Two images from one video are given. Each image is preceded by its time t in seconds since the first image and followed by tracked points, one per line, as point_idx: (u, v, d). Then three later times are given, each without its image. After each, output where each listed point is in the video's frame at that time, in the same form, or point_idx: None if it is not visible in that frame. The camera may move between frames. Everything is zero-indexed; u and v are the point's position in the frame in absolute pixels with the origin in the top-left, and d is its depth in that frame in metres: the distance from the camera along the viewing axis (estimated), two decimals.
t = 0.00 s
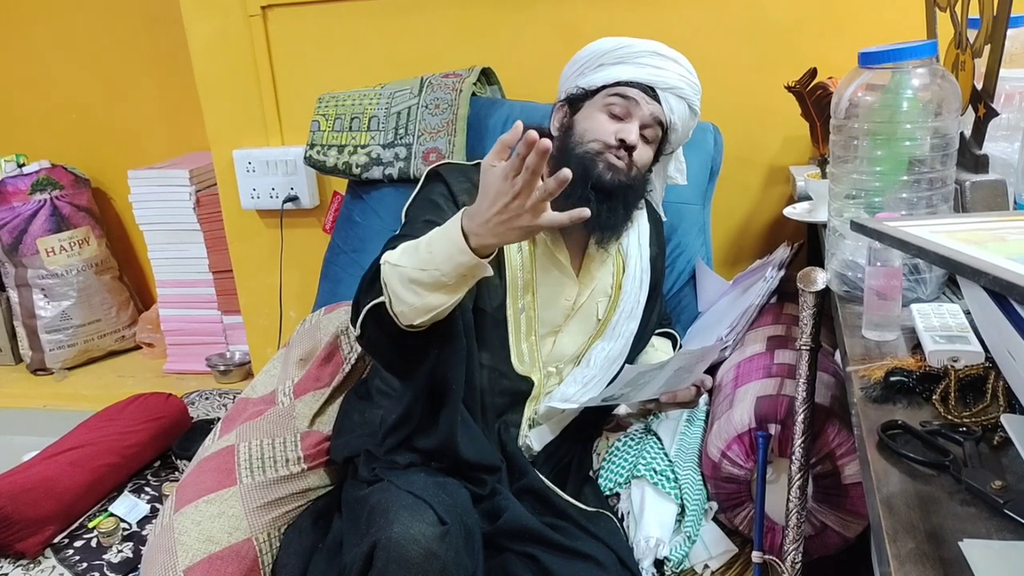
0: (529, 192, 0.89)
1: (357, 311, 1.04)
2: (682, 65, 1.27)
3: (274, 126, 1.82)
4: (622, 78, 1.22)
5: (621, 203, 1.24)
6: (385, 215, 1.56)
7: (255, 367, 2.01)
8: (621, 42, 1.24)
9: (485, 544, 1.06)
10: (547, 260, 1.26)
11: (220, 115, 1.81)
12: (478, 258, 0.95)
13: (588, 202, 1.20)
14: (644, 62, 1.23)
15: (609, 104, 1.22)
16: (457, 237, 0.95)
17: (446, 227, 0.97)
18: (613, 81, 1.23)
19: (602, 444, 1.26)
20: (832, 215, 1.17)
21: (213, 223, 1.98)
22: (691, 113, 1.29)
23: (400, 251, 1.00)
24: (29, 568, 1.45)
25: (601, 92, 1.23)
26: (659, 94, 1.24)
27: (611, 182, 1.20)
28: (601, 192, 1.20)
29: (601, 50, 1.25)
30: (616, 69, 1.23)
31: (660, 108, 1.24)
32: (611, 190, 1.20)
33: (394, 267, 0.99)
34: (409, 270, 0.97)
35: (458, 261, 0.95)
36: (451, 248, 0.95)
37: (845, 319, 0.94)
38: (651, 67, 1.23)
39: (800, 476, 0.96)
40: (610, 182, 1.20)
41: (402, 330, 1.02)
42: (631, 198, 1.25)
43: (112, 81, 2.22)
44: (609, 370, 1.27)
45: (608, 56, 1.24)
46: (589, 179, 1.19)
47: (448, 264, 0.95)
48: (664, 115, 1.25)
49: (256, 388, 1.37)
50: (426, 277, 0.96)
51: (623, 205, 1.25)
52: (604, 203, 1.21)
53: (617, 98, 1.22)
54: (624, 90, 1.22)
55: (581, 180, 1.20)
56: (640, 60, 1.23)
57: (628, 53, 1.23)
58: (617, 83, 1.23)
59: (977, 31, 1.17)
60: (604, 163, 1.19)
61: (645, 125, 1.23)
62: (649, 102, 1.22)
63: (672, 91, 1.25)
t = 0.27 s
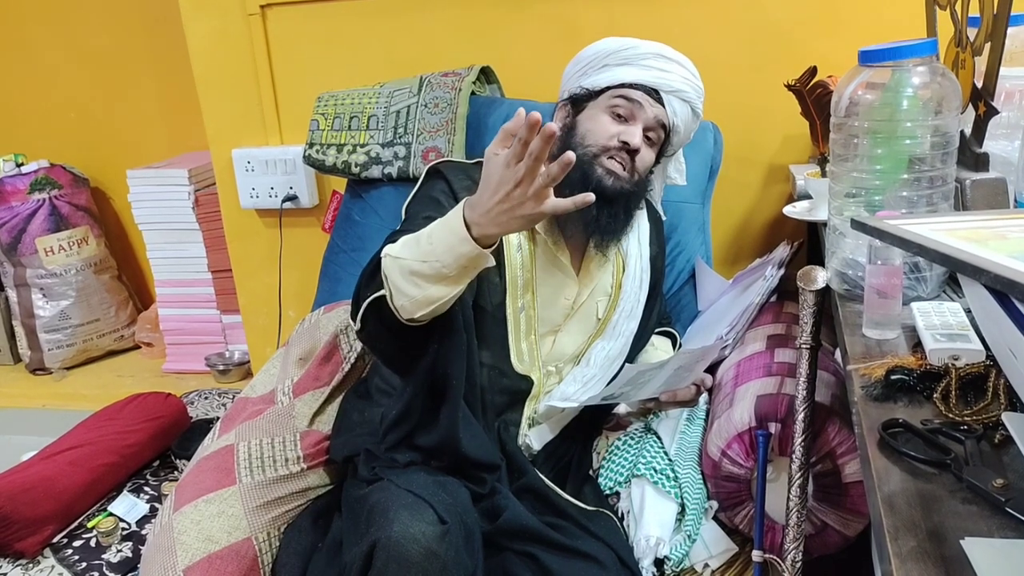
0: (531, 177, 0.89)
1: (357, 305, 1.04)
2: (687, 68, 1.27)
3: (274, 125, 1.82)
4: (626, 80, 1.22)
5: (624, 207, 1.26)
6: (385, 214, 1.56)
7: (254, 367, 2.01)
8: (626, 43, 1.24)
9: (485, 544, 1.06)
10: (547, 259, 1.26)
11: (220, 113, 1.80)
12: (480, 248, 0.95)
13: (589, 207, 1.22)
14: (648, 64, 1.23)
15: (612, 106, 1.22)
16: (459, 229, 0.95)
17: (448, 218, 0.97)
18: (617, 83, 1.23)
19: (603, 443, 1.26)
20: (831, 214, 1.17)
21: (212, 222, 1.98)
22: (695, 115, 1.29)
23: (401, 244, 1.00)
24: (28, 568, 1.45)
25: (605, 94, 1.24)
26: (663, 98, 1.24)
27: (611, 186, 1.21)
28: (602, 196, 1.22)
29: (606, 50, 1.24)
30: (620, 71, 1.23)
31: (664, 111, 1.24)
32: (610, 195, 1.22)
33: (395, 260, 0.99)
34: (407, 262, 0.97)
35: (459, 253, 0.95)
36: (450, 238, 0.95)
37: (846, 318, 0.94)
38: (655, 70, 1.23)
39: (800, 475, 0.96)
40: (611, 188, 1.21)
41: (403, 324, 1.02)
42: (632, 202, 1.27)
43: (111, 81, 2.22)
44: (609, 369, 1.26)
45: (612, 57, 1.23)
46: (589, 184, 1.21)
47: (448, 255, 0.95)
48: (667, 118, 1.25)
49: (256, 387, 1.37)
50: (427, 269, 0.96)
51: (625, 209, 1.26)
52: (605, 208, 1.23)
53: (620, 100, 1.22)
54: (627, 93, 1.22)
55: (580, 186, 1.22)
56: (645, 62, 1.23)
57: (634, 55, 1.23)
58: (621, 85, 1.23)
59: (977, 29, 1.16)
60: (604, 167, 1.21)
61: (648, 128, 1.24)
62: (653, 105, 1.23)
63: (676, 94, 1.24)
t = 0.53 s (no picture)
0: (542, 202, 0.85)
1: (350, 295, 1.04)
2: (696, 78, 1.27)
3: (274, 124, 1.82)
4: (638, 90, 1.21)
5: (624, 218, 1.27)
6: (384, 213, 1.55)
7: (254, 365, 2.00)
8: (640, 50, 1.22)
9: (484, 543, 1.06)
10: (546, 258, 1.27)
11: (220, 112, 1.80)
12: (482, 251, 0.94)
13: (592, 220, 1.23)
14: (661, 75, 1.22)
15: (621, 116, 1.21)
16: (463, 228, 0.94)
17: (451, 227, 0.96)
18: (628, 91, 1.21)
19: (602, 442, 1.26)
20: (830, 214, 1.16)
21: (212, 221, 1.98)
22: (695, 125, 1.30)
23: (401, 240, 1.00)
24: (28, 567, 1.45)
25: (615, 101, 1.22)
26: (671, 109, 1.24)
27: (615, 200, 1.21)
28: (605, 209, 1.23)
29: (618, 54, 1.22)
30: (633, 79, 1.21)
31: (670, 124, 1.24)
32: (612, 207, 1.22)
33: (394, 255, 0.99)
34: (407, 257, 0.97)
35: (461, 253, 0.94)
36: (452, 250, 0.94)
37: (846, 317, 0.94)
38: (667, 81, 1.22)
39: (800, 474, 0.96)
40: (616, 202, 1.22)
41: (393, 318, 1.02)
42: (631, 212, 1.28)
43: (110, 80, 2.22)
44: (608, 368, 1.26)
45: (626, 63, 1.21)
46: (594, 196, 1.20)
47: (448, 255, 0.95)
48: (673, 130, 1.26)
49: (255, 386, 1.37)
50: (425, 266, 0.96)
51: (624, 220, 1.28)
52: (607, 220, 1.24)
53: (630, 110, 1.21)
54: (637, 103, 1.21)
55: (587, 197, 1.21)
56: (658, 73, 1.22)
57: (647, 64, 1.21)
58: (632, 94, 1.22)
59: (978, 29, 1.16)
60: (610, 180, 1.19)
61: (653, 141, 1.23)
62: (661, 118, 1.22)
63: (684, 107, 1.25)
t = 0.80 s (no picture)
0: (541, 112, 0.86)
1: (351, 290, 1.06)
2: (715, 108, 1.26)
3: (274, 123, 1.81)
4: (658, 122, 1.20)
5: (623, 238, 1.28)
6: (383, 212, 1.55)
7: (253, 364, 2.00)
8: (667, 79, 1.20)
9: (483, 542, 1.06)
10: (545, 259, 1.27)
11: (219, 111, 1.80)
12: (479, 208, 0.94)
13: (599, 247, 1.23)
14: (684, 109, 1.21)
15: (640, 147, 1.21)
16: (458, 189, 0.94)
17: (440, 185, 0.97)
18: (649, 121, 1.20)
19: (601, 442, 1.25)
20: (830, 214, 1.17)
21: (211, 220, 1.98)
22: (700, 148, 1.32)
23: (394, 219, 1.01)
24: (27, 565, 1.45)
25: (635, 129, 1.21)
26: (686, 142, 1.24)
27: (622, 230, 1.23)
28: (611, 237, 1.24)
29: (646, 80, 1.19)
30: (656, 110, 1.20)
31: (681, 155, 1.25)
32: (619, 236, 1.24)
33: (390, 235, 0.99)
34: (403, 234, 0.98)
35: (458, 214, 0.94)
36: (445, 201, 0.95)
37: (845, 317, 0.94)
38: (689, 116, 1.22)
39: (799, 474, 0.96)
40: (622, 231, 1.23)
41: (398, 306, 1.02)
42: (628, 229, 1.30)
43: (110, 79, 2.22)
44: (607, 369, 1.26)
45: (652, 90, 1.19)
46: (604, 225, 1.21)
47: (444, 222, 0.95)
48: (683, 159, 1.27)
49: (254, 385, 1.37)
50: (424, 239, 0.96)
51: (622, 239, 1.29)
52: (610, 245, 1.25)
53: (648, 142, 1.21)
54: (656, 135, 1.21)
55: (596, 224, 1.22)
56: (682, 107, 1.21)
57: (673, 96, 1.19)
58: (653, 124, 1.20)
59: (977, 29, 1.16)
60: (620, 212, 1.22)
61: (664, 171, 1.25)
62: (675, 151, 1.23)
63: (698, 139, 1.25)
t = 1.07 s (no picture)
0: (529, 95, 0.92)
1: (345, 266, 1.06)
2: (707, 96, 1.23)
3: (273, 122, 1.82)
4: (643, 112, 1.20)
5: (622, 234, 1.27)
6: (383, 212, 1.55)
7: (252, 364, 2.00)
8: (648, 68, 1.19)
9: (482, 541, 1.06)
10: (544, 260, 1.28)
11: (219, 111, 1.80)
12: (470, 194, 0.97)
13: (588, 240, 1.23)
14: (669, 97, 1.19)
15: (625, 137, 1.21)
16: (451, 172, 0.97)
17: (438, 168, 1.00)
18: (633, 111, 1.20)
19: (599, 441, 1.25)
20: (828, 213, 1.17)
21: (210, 220, 1.98)
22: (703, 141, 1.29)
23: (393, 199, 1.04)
24: (25, 565, 1.45)
25: (620, 119, 1.21)
26: (676, 131, 1.23)
27: (612, 223, 1.23)
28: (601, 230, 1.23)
29: (628, 70, 1.19)
30: (639, 99, 1.19)
31: (674, 145, 1.23)
32: (610, 229, 1.23)
33: (387, 214, 1.02)
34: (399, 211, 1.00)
35: (450, 197, 0.97)
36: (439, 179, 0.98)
37: (844, 317, 0.94)
38: (674, 104, 1.20)
39: (797, 474, 0.96)
40: (612, 224, 1.23)
41: (389, 287, 1.03)
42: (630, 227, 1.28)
43: (109, 79, 2.22)
44: (607, 369, 1.26)
45: (634, 80, 1.19)
46: (591, 218, 1.22)
47: (438, 199, 0.98)
48: (677, 150, 1.25)
49: (253, 384, 1.37)
50: (417, 219, 0.99)
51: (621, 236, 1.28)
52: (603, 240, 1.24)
53: (633, 132, 1.20)
54: (641, 125, 1.20)
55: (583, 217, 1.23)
56: (666, 95, 1.19)
57: (653, 85, 1.18)
58: (636, 114, 1.20)
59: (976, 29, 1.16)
60: (607, 203, 1.22)
61: (655, 162, 1.24)
62: (663, 141, 1.22)
63: (690, 128, 1.23)
